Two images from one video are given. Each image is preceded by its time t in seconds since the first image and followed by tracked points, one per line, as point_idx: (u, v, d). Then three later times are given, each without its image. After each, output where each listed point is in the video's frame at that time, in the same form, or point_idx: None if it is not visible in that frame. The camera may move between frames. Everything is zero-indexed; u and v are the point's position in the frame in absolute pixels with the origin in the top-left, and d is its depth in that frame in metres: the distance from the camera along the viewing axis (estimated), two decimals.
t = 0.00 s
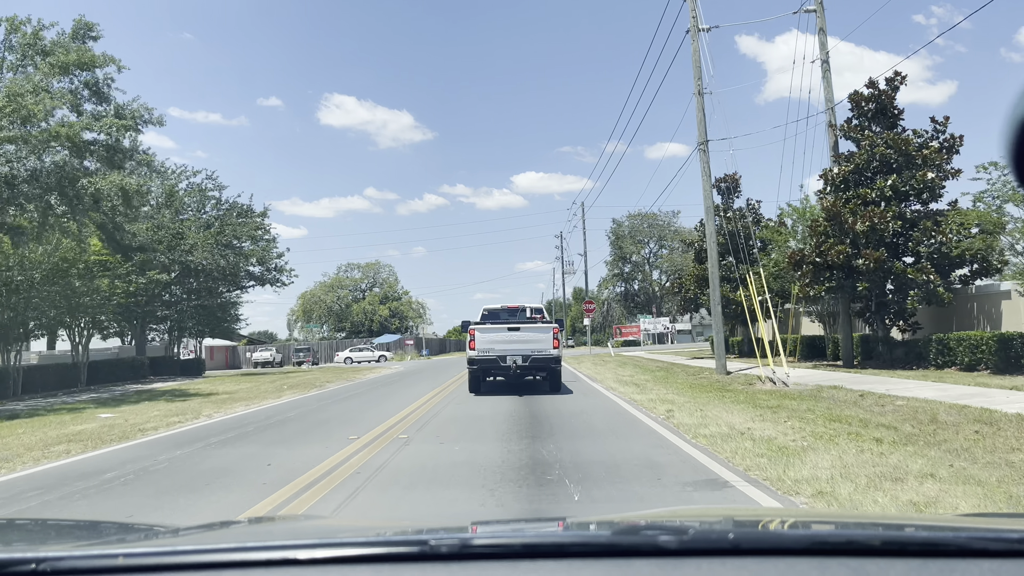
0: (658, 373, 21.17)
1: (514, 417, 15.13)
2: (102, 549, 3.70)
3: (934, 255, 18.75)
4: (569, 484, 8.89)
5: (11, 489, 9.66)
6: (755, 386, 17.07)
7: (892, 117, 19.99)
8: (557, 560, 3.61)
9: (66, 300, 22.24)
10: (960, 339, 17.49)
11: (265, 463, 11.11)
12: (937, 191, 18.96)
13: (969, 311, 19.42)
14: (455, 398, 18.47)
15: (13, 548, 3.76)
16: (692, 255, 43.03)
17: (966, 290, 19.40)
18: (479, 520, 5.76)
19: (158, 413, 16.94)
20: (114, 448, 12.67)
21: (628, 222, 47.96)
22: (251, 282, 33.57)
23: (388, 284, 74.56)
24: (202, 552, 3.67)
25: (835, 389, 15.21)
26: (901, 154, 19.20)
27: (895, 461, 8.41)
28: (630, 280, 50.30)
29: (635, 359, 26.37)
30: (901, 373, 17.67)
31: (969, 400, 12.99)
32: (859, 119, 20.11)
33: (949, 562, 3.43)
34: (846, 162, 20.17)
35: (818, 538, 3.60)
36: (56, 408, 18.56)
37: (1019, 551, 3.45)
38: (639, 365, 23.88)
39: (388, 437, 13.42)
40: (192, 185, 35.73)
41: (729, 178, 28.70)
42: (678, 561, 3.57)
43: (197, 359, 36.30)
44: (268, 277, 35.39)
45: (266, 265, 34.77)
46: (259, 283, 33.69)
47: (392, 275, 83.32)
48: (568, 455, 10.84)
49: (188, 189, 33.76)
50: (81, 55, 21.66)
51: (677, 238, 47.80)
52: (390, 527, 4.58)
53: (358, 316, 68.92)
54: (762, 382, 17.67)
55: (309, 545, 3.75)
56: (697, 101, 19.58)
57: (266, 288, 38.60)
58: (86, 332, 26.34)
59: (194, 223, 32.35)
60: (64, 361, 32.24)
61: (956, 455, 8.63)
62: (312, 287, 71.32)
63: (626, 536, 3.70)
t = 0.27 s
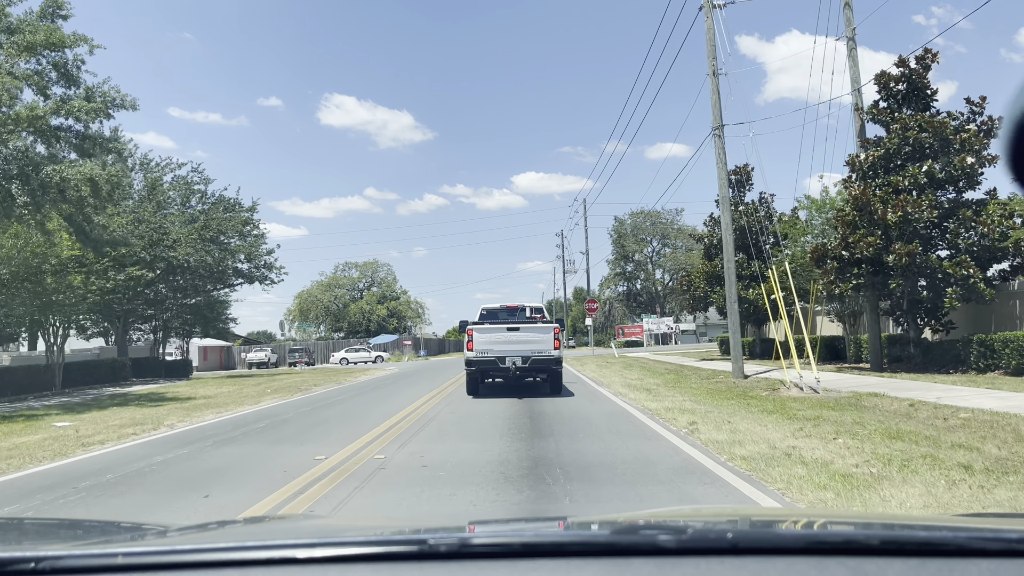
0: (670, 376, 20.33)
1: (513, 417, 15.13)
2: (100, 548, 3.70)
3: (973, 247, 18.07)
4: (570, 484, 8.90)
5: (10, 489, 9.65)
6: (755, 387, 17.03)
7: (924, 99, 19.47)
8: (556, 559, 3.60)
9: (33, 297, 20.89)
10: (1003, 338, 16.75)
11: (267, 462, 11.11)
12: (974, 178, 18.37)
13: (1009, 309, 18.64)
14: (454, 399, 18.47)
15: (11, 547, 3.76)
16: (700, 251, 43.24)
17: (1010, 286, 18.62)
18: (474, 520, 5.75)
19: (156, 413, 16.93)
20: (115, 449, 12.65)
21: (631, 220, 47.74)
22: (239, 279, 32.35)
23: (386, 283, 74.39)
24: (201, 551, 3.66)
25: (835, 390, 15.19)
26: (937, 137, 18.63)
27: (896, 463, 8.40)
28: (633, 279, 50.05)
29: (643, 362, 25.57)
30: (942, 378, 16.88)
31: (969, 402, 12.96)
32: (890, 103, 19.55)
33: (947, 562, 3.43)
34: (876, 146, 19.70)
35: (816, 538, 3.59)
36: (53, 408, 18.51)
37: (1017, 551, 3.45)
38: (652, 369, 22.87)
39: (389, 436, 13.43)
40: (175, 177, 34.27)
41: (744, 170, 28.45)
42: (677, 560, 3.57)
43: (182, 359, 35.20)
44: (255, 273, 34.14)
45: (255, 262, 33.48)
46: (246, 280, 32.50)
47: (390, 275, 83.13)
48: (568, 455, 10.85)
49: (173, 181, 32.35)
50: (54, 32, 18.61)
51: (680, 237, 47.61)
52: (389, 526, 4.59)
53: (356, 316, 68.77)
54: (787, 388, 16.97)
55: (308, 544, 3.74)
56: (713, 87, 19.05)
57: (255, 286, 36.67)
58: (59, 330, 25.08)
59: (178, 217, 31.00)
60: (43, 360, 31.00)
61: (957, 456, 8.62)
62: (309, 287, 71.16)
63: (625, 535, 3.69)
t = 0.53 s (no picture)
0: (679, 379, 19.49)
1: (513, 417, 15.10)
2: (100, 548, 3.68)
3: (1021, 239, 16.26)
4: (571, 483, 8.87)
5: (11, 489, 9.62)
6: (755, 387, 16.99)
7: (962, 78, 17.80)
8: (558, 559, 3.58)
9: None
10: None
11: (267, 462, 11.08)
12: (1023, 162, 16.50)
13: None
14: (454, 399, 18.44)
15: (13, 547, 3.74)
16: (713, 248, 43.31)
17: None
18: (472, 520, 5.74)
19: (155, 413, 16.90)
20: (116, 448, 12.64)
21: (635, 218, 47.19)
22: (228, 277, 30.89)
23: (385, 283, 74.13)
24: (201, 551, 3.65)
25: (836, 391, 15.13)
26: (977, 118, 16.81)
27: (896, 464, 8.37)
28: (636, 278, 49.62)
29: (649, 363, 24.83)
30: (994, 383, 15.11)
31: (971, 403, 12.90)
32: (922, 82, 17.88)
33: (949, 562, 3.41)
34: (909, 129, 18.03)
35: (817, 538, 3.58)
36: (52, 408, 18.48)
37: (1018, 551, 3.44)
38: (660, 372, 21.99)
39: (389, 436, 13.40)
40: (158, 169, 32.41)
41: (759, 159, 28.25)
42: (678, 560, 3.55)
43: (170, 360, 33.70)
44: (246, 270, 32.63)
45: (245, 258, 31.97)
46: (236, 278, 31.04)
47: (389, 274, 82.90)
48: (568, 455, 10.83)
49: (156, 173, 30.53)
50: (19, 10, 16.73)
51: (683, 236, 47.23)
52: (391, 526, 4.57)
53: (353, 315, 68.56)
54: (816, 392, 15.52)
55: (308, 544, 3.72)
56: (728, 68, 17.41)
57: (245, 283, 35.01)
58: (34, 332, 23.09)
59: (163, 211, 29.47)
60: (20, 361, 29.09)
61: (958, 457, 8.57)
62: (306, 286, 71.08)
63: (626, 535, 3.67)
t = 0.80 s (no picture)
0: (689, 382, 18.81)
1: (512, 418, 15.08)
2: (101, 548, 3.64)
3: None
4: (571, 484, 8.86)
5: (11, 489, 9.57)
6: (755, 387, 16.93)
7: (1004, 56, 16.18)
8: (557, 560, 3.55)
9: None
10: None
11: (269, 463, 11.08)
12: None
13: None
14: (454, 399, 18.44)
15: (14, 547, 3.70)
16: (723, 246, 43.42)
17: None
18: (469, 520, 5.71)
19: (155, 414, 16.93)
20: (116, 448, 12.61)
21: (637, 216, 46.73)
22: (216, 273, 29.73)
23: (383, 282, 74.13)
24: (200, 551, 3.61)
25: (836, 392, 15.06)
26: None
27: (897, 464, 8.31)
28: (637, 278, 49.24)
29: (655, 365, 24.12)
30: None
31: (970, 404, 12.85)
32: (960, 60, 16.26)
33: (949, 562, 3.37)
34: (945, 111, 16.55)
35: (816, 538, 3.54)
36: (52, 408, 18.50)
37: (1019, 551, 3.40)
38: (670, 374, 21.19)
39: (390, 436, 13.39)
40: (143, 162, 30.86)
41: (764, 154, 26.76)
42: (678, 561, 3.51)
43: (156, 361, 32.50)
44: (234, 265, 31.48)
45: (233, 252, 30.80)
46: (224, 274, 29.88)
47: (389, 273, 82.74)
48: (569, 455, 10.79)
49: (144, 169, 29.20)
50: None
51: (686, 234, 46.93)
52: (390, 526, 4.56)
53: (351, 314, 68.52)
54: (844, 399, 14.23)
55: (307, 544, 3.68)
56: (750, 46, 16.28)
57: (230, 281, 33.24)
58: None
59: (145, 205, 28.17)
60: None
61: (958, 457, 8.51)
62: (304, 285, 71.03)
63: (625, 535, 3.64)
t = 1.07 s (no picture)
0: (698, 385, 17.96)
1: (513, 418, 14.97)
2: (99, 549, 3.55)
3: None
4: (574, 485, 8.75)
5: (10, 490, 9.47)
6: (757, 388, 16.79)
7: None
8: (558, 560, 3.46)
9: None
10: None
11: (270, 464, 10.97)
12: None
13: None
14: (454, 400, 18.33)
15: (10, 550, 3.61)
16: (734, 243, 43.39)
17: None
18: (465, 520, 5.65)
19: (153, 416, 16.83)
20: (118, 449, 12.52)
21: (640, 214, 46.08)
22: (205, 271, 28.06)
23: (382, 281, 73.85)
24: (203, 552, 3.53)
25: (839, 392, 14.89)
26: None
27: (902, 466, 8.18)
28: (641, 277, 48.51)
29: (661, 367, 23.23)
30: None
31: (976, 404, 12.68)
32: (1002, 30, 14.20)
33: (948, 563, 3.28)
34: (988, 91, 14.47)
35: (816, 539, 3.45)
36: (50, 409, 18.42)
37: (1018, 553, 3.31)
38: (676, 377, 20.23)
39: (391, 437, 13.29)
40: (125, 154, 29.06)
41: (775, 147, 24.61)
42: (679, 562, 3.43)
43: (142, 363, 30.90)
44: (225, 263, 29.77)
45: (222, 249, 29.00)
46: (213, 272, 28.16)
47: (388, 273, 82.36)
48: (571, 456, 10.70)
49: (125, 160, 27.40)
50: None
51: (690, 233, 46.45)
52: (388, 527, 4.48)
53: (349, 314, 68.21)
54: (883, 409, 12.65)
55: (308, 544, 3.60)
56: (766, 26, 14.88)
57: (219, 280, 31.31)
58: None
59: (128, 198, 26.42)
60: None
61: (964, 460, 8.37)
62: (303, 284, 70.71)
63: (626, 536, 3.55)
